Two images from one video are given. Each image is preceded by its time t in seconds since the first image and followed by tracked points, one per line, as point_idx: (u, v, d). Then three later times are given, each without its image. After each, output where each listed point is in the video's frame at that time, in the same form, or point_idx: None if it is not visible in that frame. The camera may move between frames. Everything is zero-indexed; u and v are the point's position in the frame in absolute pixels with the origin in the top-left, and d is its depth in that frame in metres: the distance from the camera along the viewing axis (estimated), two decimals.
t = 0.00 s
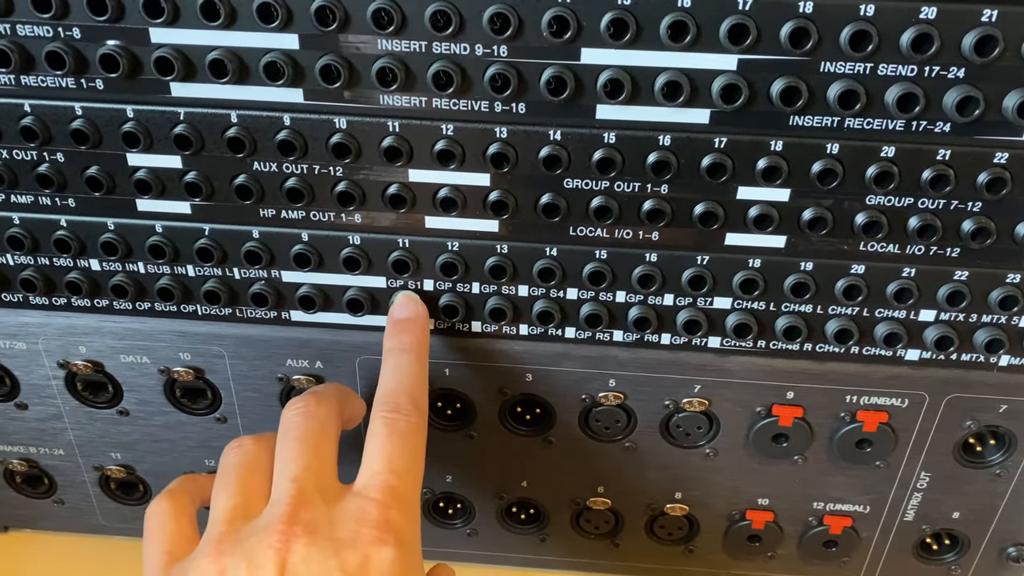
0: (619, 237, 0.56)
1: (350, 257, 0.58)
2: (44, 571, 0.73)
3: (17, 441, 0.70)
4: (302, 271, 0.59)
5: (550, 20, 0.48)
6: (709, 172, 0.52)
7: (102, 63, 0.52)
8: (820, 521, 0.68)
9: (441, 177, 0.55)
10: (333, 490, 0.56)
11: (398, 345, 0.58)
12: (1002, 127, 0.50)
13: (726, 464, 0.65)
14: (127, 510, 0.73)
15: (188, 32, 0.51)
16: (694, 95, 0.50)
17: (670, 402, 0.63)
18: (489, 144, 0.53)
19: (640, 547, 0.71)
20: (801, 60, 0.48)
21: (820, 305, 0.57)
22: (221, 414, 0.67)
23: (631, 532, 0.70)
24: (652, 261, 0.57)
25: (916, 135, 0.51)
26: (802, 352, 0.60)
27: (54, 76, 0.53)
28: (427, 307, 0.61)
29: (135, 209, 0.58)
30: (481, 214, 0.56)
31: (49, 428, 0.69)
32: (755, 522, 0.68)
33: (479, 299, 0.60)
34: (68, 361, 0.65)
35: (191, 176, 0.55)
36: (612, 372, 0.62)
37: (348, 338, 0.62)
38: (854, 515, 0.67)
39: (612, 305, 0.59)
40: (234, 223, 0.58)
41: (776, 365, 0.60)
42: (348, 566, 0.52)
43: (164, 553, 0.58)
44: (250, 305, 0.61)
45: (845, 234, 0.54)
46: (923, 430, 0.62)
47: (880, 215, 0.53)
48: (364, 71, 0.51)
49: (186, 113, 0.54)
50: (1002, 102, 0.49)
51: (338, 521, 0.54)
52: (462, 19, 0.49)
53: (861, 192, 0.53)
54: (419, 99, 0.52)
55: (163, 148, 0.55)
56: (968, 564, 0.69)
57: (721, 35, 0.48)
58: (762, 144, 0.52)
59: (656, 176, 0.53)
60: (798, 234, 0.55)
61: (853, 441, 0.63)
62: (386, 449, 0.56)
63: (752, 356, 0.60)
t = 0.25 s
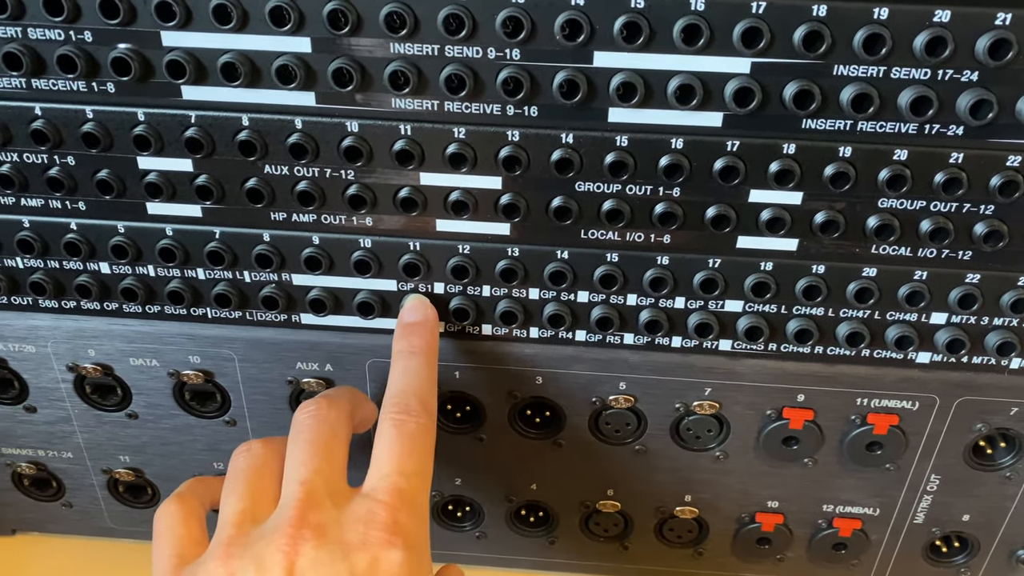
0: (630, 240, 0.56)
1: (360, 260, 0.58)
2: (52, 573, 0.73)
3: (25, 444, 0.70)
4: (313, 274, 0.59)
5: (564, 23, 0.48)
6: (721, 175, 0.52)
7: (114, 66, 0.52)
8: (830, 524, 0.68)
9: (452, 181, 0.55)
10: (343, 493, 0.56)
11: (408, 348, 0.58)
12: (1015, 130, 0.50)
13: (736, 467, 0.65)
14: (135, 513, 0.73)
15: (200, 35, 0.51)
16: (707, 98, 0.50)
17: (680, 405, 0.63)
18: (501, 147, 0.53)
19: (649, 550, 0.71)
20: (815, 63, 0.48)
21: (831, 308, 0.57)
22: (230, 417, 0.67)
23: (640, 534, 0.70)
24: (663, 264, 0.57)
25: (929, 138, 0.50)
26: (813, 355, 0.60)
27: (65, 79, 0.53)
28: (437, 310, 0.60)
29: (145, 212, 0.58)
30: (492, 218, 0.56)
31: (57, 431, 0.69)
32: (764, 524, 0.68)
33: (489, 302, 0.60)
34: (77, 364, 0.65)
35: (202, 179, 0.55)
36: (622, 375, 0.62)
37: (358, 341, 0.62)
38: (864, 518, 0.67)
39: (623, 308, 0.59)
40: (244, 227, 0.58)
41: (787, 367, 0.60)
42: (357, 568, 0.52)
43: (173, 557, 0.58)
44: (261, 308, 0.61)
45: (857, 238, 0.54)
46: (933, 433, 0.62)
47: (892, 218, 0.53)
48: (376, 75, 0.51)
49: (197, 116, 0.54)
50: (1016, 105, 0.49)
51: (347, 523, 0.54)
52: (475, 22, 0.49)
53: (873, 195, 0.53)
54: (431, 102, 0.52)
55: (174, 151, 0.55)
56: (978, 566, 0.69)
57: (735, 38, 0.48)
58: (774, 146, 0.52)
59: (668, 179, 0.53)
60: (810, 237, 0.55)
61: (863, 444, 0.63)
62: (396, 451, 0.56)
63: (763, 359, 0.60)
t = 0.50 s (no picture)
0: (643, 241, 0.56)
1: (373, 261, 0.58)
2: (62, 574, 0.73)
3: (35, 445, 0.70)
4: (325, 276, 0.59)
5: (579, 25, 0.48)
6: (734, 176, 0.52)
7: (128, 68, 0.52)
8: (840, 524, 0.68)
9: (465, 182, 0.55)
10: (352, 496, 0.57)
11: (418, 352, 0.58)
12: None
13: (747, 468, 0.65)
14: (145, 513, 0.73)
15: (214, 37, 0.51)
16: (721, 99, 0.50)
17: (691, 406, 0.63)
18: (514, 148, 0.53)
19: (659, 550, 0.71)
20: (829, 65, 0.48)
21: (843, 308, 0.58)
22: (241, 418, 0.67)
23: (650, 534, 0.70)
24: (676, 265, 0.57)
25: (942, 139, 0.51)
26: (824, 356, 0.60)
27: (79, 81, 0.53)
28: (449, 311, 0.61)
29: (158, 213, 0.58)
30: (505, 218, 0.56)
31: (68, 432, 0.69)
32: (775, 525, 0.68)
33: (501, 303, 0.60)
34: (88, 365, 0.65)
35: (215, 180, 0.56)
36: (634, 376, 0.62)
37: (370, 342, 0.62)
38: (874, 518, 0.67)
39: (635, 309, 0.59)
40: (257, 228, 0.58)
41: (798, 368, 0.60)
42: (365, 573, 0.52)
43: (184, 559, 0.59)
44: (273, 309, 0.61)
45: (870, 239, 0.54)
46: (944, 433, 0.62)
47: (905, 219, 0.53)
48: (390, 76, 0.51)
49: (211, 117, 0.54)
50: None
51: (356, 527, 0.54)
52: (489, 24, 0.49)
53: (886, 196, 0.53)
54: (445, 104, 0.52)
55: (188, 152, 0.55)
56: (988, 567, 0.69)
57: (749, 40, 0.48)
58: (788, 148, 0.52)
59: (681, 180, 0.53)
60: (823, 238, 0.55)
61: (874, 444, 0.63)
62: (405, 456, 0.56)
63: (774, 359, 0.60)
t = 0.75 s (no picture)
0: (644, 237, 0.56)
1: (371, 257, 0.57)
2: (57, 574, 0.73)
3: (30, 444, 0.69)
4: (323, 272, 0.59)
5: (579, 17, 0.48)
6: (737, 171, 0.52)
7: (123, 61, 0.51)
8: (843, 523, 0.67)
9: (464, 177, 0.54)
10: (352, 530, 0.57)
11: (417, 388, 0.59)
12: None
13: (749, 466, 0.65)
14: (142, 513, 0.73)
15: (210, 30, 0.50)
16: (724, 93, 0.50)
17: (693, 404, 0.62)
18: (514, 142, 0.53)
19: (659, 549, 0.71)
20: (833, 58, 0.48)
21: (847, 305, 0.57)
22: (238, 416, 0.66)
23: (651, 534, 0.70)
24: (677, 261, 0.56)
25: (947, 133, 0.50)
26: (828, 353, 0.59)
27: (73, 74, 0.52)
28: (448, 308, 0.60)
29: (153, 209, 0.57)
30: (505, 214, 0.55)
31: (63, 431, 0.68)
32: (777, 524, 0.67)
33: (501, 300, 0.59)
34: (84, 363, 0.64)
35: (212, 175, 0.55)
36: (635, 374, 0.61)
37: (368, 339, 0.61)
38: (877, 517, 0.67)
39: (636, 306, 0.58)
40: (255, 224, 0.57)
41: (801, 366, 0.60)
42: None
43: None
44: (270, 306, 0.60)
45: (874, 234, 0.54)
46: (948, 432, 0.62)
47: (909, 214, 0.52)
48: (388, 69, 0.50)
49: (207, 111, 0.53)
50: None
51: (356, 560, 0.54)
52: (489, 16, 0.48)
53: (891, 191, 0.52)
54: (444, 97, 0.51)
55: (183, 147, 0.54)
56: (992, 566, 0.68)
57: (752, 32, 0.47)
58: (791, 142, 0.51)
59: (683, 175, 0.52)
60: (827, 234, 0.54)
61: (878, 442, 0.62)
62: (405, 491, 0.57)
63: (777, 357, 0.60)
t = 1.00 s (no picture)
0: (648, 234, 0.55)
1: (372, 255, 0.57)
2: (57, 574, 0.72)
3: (29, 443, 0.69)
4: (324, 269, 0.58)
5: (583, 12, 0.47)
6: (742, 167, 0.51)
7: (122, 56, 0.51)
8: (847, 522, 0.67)
9: (467, 173, 0.54)
10: (363, 531, 0.56)
11: (428, 395, 0.58)
12: None
13: (754, 465, 0.64)
14: (142, 512, 0.72)
15: (210, 25, 0.49)
16: (729, 88, 0.49)
17: (697, 402, 0.62)
18: (517, 138, 0.52)
19: (662, 548, 0.70)
20: (839, 52, 0.47)
21: (852, 302, 0.56)
22: (238, 415, 0.65)
23: (654, 533, 0.69)
24: (681, 258, 0.56)
25: (954, 128, 0.50)
26: (833, 351, 0.59)
27: (73, 70, 0.52)
28: (450, 306, 0.59)
29: (153, 206, 0.57)
30: (507, 211, 0.55)
31: (63, 430, 0.68)
32: (781, 523, 0.67)
33: (503, 297, 0.59)
34: (83, 361, 0.64)
35: (212, 172, 0.54)
36: (639, 372, 0.61)
37: (369, 337, 0.61)
38: (882, 516, 0.66)
39: (640, 303, 0.58)
40: (255, 221, 0.57)
41: (806, 363, 0.59)
42: None
43: None
44: (270, 304, 0.60)
45: (880, 231, 0.53)
46: (954, 430, 0.61)
47: (915, 211, 0.52)
48: (390, 64, 0.50)
49: (207, 107, 0.52)
50: None
51: (368, 562, 0.54)
52: (492, 11, 0.47)
53: (897, 187, 0.52)
54: (446, 93, 0.51)
55: (183, 143, 0.54)
56: (997, 565, 0.68)
57: (758, 26, 0.47)
58: (797, 138, 0.51)
59: (688, 170, 0.52)
60: (832, 230, 0.54)
61: (883, 441, 0.62)
62: (416, 495, 0.56)
63: (781, 355, 0.59)
